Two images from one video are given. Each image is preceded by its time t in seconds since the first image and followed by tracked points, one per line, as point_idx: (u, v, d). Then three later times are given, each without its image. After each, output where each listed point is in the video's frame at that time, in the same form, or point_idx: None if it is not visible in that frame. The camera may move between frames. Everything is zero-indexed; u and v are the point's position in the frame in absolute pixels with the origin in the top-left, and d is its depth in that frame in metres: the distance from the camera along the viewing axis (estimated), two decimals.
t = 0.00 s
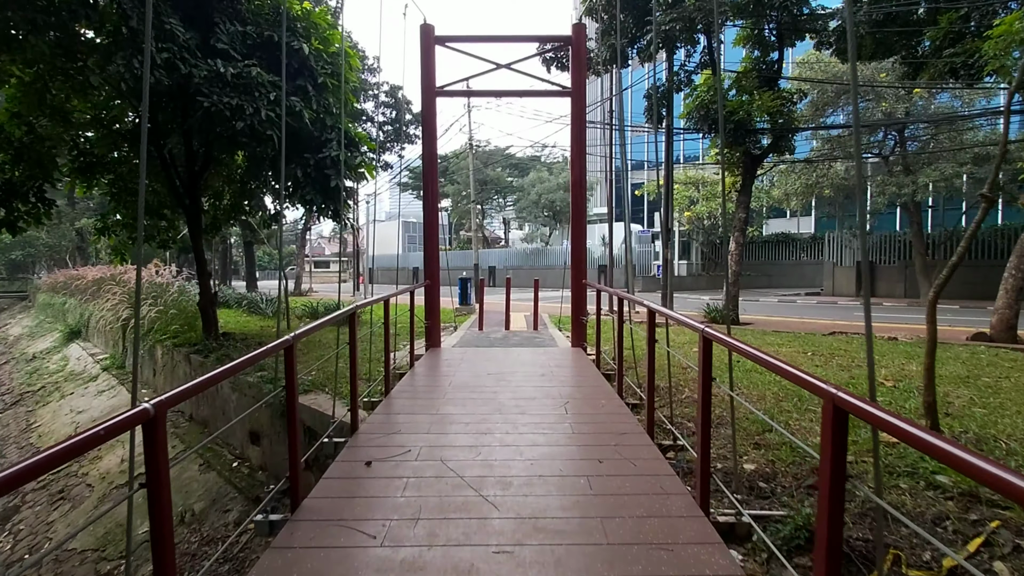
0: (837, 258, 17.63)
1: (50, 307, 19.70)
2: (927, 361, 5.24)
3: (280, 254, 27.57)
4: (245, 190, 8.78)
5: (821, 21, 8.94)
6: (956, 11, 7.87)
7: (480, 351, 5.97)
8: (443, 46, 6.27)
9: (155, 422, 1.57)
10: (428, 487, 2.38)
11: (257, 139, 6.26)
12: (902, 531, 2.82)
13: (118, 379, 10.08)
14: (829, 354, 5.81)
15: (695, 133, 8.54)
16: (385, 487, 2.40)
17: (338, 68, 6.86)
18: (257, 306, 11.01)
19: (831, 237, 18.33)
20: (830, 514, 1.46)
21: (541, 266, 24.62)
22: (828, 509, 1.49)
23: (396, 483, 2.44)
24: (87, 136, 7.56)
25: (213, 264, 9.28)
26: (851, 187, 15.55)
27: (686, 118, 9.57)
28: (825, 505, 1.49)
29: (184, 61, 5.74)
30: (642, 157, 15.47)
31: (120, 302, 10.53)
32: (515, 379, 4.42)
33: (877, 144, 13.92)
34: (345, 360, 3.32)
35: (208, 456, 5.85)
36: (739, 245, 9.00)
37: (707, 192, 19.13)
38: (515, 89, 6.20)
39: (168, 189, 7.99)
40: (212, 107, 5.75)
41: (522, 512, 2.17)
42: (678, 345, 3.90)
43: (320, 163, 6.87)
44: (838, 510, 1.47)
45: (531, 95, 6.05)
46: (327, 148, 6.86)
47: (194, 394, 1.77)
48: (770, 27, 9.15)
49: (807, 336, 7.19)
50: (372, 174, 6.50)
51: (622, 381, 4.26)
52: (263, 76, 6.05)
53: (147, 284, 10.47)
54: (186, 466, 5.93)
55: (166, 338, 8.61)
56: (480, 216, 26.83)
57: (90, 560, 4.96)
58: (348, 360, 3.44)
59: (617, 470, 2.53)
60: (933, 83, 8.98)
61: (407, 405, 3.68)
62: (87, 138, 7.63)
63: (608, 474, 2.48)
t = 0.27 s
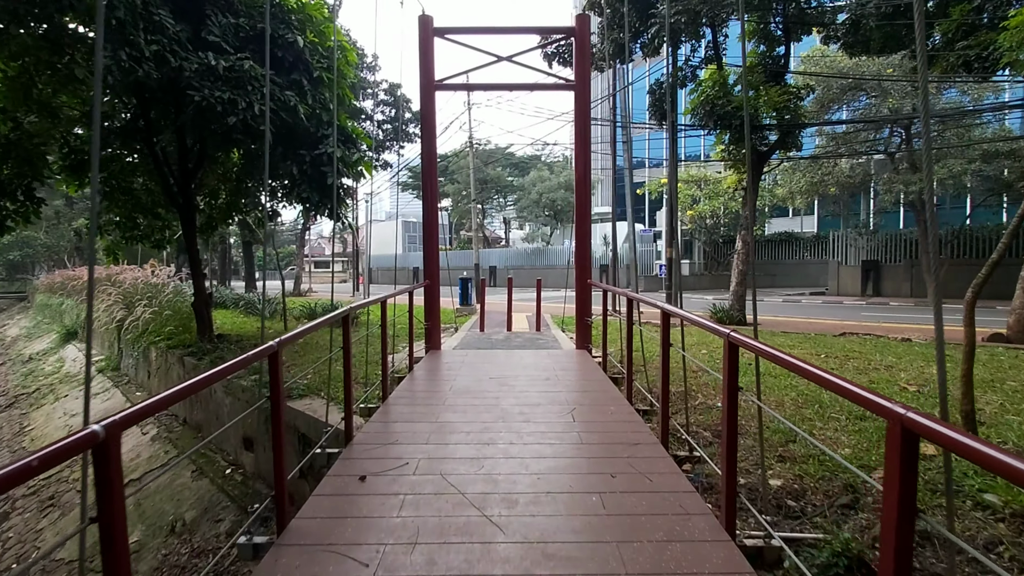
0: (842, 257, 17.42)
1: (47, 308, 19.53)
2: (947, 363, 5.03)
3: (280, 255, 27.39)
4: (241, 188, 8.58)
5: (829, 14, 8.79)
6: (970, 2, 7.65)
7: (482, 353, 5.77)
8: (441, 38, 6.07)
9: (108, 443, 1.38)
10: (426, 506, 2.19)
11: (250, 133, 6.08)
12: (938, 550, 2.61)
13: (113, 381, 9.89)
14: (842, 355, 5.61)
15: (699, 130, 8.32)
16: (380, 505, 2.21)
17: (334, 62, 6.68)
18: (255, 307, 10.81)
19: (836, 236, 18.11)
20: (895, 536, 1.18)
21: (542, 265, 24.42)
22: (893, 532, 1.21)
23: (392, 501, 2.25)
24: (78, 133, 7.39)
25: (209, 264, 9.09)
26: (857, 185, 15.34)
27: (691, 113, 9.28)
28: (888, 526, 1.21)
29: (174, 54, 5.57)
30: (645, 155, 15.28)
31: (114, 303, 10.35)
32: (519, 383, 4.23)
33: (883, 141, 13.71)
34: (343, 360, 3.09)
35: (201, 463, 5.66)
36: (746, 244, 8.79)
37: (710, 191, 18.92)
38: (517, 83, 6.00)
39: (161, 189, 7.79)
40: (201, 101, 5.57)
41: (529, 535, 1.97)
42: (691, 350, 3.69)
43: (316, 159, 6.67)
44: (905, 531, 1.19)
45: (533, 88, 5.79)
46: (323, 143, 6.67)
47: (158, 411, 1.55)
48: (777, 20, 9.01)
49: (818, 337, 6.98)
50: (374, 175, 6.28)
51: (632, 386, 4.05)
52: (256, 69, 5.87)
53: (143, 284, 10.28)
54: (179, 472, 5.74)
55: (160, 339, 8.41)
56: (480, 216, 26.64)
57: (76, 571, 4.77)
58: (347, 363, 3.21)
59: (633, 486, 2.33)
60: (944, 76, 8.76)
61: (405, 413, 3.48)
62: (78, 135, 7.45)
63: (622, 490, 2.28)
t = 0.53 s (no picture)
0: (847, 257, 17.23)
1: (44, 310, 19.35)
2: (966, 370, 4.84)
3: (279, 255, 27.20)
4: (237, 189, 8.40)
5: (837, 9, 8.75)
6: None
7: (483, 359, 5.58)
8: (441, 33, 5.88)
9: (45, 492, 1.20)
10: (423, 536, 2.00)
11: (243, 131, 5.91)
12: None
13: (107, 385, 9.71)
14: (856, 361, 5.42)
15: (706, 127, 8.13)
16: (373, 535, 2.02)
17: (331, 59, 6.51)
18: (252, 309, 10.63)
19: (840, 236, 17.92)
20: (992, 542, 1.03)
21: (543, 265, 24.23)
22: (986, 540, 1.06)
23: (386, 530, 2.06)
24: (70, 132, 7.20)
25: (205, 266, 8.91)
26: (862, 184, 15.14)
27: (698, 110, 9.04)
28: (980, 536, 1.06)
29: (165, 49, 5.39)
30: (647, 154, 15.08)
31: (108, 306, 10.16)
32: (522, 392, 4.04)
33: (890, 139, 13.52)
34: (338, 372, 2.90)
35: (194, 472, 5.48)
36: (752, 245, 8.59)
37: (713, 190, 18.73)
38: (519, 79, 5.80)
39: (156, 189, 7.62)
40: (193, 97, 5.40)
41: (537, 571, 1.79)
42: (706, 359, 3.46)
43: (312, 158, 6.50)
44: (1001, 539, 1.04)
45: (536, 85, 5.59)
46: (320, 143, 6.50)
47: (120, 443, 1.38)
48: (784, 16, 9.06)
49: (827, 341, 6.79)
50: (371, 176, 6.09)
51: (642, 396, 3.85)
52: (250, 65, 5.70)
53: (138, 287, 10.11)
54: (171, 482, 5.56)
55: (154, 343, 8.22)
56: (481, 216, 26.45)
57: None
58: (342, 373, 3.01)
59: (648, 513, 2.14)
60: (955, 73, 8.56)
61: (403, 425, 3.29)
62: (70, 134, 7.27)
63: (637, 518, 2.10)
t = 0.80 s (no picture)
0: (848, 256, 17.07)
1: (40, 310, 19.16)
2: (983, 373, 4.67)
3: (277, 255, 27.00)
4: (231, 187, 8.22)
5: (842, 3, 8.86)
6: None
7: (483, 361, 5.41)
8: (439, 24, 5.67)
9: None
10: (417, 561, 1.83)
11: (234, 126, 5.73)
12: None
13: (100, 387, 9.54)
14: (866, 363, 5.24)
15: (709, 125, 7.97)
16: (364, 557, 1.86)
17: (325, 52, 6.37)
18: (247, 309, 10.44)
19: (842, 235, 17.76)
20: None
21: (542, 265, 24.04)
22: None
23: (378, 551, 1.90)
24: (59, 129, 7.03)
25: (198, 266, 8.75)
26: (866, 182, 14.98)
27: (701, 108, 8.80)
28: None
29: (153, 42, 5.23)
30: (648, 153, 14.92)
31: (101, 306, 9.99)
32: (523, 397, 3.87)
33: (893, 136, 13.37)
34: (328, 379, 2.72)
35: (184, 479, 5.32)
36: (756, 244, 8.42)
37: (714, 188, 18.57)
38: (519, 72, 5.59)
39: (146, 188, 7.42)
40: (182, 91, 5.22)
41: None
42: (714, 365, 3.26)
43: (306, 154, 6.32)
44: None
45: (536, 79, 5.40)
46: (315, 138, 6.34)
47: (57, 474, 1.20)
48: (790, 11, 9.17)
49: (835, 342, 6.63)
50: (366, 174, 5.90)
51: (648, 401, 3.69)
52: (241, 58, 5.54)
53: (132, 287, 9.95)
54: (160, 489, 5.41)
55: (145, 345, 8.03)
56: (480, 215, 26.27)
57: None
58: (332, 379, 2.82)
59: (662, 533, 1.98)
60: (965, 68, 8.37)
61: (398, 434, 3.12)
62: (59, 131, 7.10)
63: (650, 539, 1.93)
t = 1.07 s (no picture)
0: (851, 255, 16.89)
1: (32, 311, 18.90)
2: (1002, 376, 4.47)
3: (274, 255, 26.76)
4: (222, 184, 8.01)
5: None
6: None
7: (480, 363, 5.20)
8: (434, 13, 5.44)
9: None
10: None
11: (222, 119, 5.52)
12: None
13: (88, 390, 9.31)
14: (879, 365, 5.05)
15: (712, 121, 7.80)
16: None
17: (316, 44, 6.17)
18: (240, 310, 10.21)
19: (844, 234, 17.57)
20: None
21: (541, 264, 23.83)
22: None
23: None
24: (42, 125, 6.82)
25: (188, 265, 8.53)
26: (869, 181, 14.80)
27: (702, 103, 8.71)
28: None
29: (134, 31, 5.02)
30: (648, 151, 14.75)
31: (90, 307, 9.76)
32: (522, 402, 3.67)
33: (896, 133, 13.21)
34: (309, 386, 2.48)
35: (168, 488, 5.11)
36: (761, 242, 8.23)
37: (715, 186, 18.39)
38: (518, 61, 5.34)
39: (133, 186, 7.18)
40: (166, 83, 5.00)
41: None
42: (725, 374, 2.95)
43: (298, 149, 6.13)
44: None
45: (536, 71, 5.17)
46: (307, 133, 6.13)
47: None
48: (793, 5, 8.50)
49: (844, 343, 6.43)
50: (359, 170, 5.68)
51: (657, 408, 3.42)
52: (228, 49, 5.33)
53: (121, 287, 9.74)
54: (144, 497, 5.20)
55: (133, 346, 7.80)
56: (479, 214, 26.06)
57: None
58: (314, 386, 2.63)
59: (677, 561, 1.78)
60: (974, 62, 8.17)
61: (388, 443, 2.91)
62: (43, 126, 6.89)
63: (663, 568, 1.73)
